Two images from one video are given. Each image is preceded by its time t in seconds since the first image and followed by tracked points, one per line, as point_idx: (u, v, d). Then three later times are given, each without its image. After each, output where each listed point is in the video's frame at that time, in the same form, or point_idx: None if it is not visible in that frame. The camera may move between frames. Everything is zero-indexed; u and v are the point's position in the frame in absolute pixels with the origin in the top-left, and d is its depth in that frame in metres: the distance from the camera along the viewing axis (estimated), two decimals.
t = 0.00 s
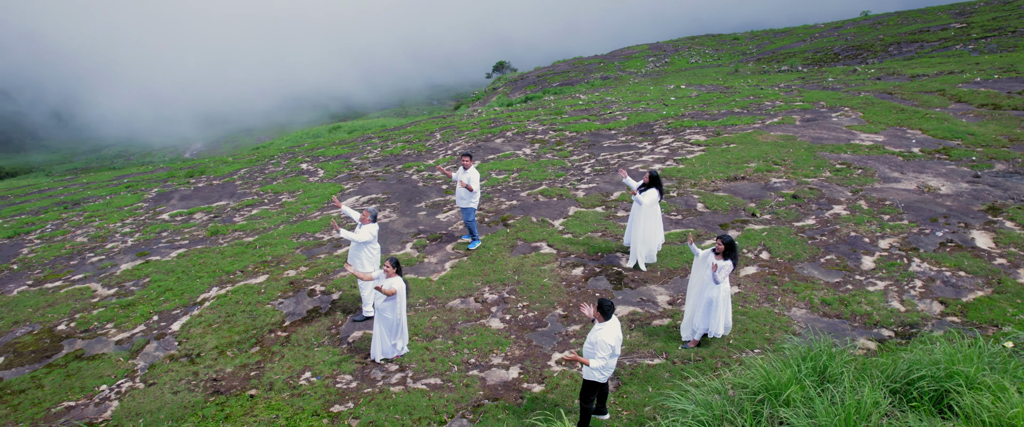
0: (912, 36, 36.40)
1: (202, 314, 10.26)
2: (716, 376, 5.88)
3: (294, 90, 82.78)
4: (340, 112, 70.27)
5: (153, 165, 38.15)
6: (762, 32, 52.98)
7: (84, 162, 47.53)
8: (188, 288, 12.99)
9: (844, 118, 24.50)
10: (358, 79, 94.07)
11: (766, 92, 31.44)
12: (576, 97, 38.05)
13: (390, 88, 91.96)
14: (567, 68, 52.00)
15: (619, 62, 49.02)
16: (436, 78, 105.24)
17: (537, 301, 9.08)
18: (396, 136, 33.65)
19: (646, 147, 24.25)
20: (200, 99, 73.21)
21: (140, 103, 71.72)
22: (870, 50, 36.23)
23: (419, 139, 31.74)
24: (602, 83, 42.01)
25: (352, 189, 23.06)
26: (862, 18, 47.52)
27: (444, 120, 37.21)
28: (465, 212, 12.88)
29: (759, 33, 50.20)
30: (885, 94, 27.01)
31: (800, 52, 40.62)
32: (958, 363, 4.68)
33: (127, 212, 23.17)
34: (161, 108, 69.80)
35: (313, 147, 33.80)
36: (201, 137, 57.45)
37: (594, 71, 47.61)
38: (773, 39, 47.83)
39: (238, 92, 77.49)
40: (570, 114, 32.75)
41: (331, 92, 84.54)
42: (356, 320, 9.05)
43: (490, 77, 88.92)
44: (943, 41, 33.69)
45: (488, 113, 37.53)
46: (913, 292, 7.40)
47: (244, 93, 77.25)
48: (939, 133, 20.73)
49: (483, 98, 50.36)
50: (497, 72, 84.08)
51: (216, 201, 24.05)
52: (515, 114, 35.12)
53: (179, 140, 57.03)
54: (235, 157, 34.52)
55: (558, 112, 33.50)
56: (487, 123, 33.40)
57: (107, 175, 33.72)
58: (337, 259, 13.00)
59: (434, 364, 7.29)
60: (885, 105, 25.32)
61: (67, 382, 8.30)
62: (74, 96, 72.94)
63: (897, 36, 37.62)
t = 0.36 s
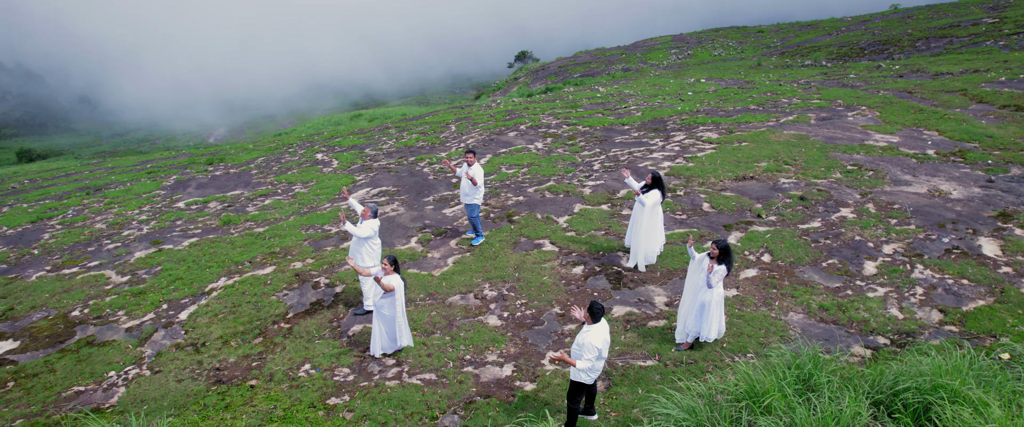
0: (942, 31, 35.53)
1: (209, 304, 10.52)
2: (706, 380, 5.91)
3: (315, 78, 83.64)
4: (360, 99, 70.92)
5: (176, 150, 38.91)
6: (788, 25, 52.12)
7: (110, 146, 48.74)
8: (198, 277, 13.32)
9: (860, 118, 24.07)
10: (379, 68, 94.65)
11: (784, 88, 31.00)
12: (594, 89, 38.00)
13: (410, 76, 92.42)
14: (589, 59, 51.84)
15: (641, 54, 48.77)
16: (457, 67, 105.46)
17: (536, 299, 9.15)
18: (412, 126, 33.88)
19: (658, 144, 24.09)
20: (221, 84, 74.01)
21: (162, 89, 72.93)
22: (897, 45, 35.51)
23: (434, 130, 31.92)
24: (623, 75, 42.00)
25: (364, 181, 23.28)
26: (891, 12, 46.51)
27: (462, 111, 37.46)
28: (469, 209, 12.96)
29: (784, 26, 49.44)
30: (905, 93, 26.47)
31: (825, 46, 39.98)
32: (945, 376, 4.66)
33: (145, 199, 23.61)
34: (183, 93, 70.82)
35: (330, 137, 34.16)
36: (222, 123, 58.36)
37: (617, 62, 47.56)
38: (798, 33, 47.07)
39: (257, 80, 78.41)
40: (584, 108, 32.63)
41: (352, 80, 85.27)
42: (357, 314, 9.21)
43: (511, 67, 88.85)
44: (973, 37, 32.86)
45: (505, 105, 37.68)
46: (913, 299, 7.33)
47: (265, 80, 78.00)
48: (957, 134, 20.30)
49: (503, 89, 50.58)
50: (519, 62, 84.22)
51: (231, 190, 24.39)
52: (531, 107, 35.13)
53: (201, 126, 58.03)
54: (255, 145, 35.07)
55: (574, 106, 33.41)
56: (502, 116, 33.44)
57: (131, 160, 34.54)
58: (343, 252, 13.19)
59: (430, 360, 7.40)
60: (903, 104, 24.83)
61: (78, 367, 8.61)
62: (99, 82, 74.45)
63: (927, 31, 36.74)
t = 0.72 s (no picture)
0: (974, 27, 34.58)
1: (216, 293, 10.76)
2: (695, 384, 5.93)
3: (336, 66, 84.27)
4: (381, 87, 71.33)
5: (200, 136, 39.69)
6: (815, 19, 51.13)
7: (136, 130, 49.92)
8: (207, 267, 13.61)
9: (877, 118, 23.62)
10: (400, 56, 94.99)
11: (803, 85, 30.51)
12: (614, 82, 37.89)
13: (430, 65, 92.60)
14: (611, 51, 51.55)
15: (665, 46, 48.38)
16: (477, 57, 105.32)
17: (534, 297, 9.21)
18: (429, 117, 34.07)
19: (670, 140, 23.91)
20: (242, 69, 74.58)
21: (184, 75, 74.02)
22: (926, 40, 34.69)
23: (449, 122, 32.04)
24: (645, 67, 41.86)
25: (376, 172, 23.47)
26: (923, 6, 45.37)
27: (481, 102, 37.62)
28: (474, 205, 13.02)
29: (812, 20, 48.55)
30: (926, 92, 25.91)
31: (852, 41, 39.24)
32: (930, 389, 4.69)
33: (162, 187, 24.05)
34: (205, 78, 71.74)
35: (349, 126, 34.50)
36: (244, 110, 59.17)
37: (639, 53, 47.33)
38: (825, 27, 46.18)
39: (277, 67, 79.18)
40: (600, 102, 32.47)
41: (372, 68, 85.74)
42: (358, 307, 9.37)
43: (533, 57, 88.52)
44: (1006, 33, 31.91)
45: (523, 96, 37.74)
46: (913, 307, 7.27)
47: (286, 65, 78.55)
48: (976, 137, 19.85)
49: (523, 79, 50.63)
50: (542, 52, 84.05)
51: (247, 179, 24.68)
52: (549, 99, 35.08)
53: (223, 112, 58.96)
54: (276, 132, 35.63)
55: (589, 99, 33.27)
56: (518, 108, 33.42)
57: (155, 145, 35.32)
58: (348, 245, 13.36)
59: (426, 356, 7.51)
60: (923, 104, 24.30)
61: (88, 353, 8.90)
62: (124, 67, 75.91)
63: (959, 26, 35.78)
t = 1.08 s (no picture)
0: (1008, 23, 33.57)
1: (222, 283, 11.00)
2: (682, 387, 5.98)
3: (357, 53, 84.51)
4: (401, 75, 71.60)
5: (222, 121, 40.31)
6: (843, 12, 50.08)
7: (161, 115, 50.90)
8: (216, 257, 13.89)
9: (894, 118, 23.18)
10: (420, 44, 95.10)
11: (822, 82, 29.99)
12: (633, 75, 37.68)
13: (450, 54, 92.57)
14: (633, 42, 51.14)
15: (688, 38, 47.90)
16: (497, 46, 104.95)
17: (532, 295, 9.27)
18: (446, 108, 34.20)
19: (681, 138, 23.73)
20: (262, 54, 74.95)
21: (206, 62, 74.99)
22: (956, 36, 33.81)
23: (464, 114, 32.10)
24: (667, 59, 41.59)
25: (388, 164, 23.65)
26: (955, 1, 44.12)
27: (499, 93, 37.68)
28: (477, 201, 13.10)
29: (839, 14, 47.58)
30: (947, 92, 25.34)
31: (879, 36, 38.43)
32: (914, 402, 4.74)
33: (179, 174, 24.41)
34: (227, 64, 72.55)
35: (367, 115, 34.76)
36: (265, 97, 59.85)
37: (662, 45, 46.92)
38: (853, 21, 45.24)
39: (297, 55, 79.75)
40: (615, 96, 32.27)
41: (393, 56, 85.88)
42: (359, 300, 9.53)
43: (556, 47, 88.03)
44: None
45: (542, 88, 37.74)
46: (911, 315, 7.20)
47: (306, 51, 78.79)
48: (995, 140, 19.40)
49: (544, 70, 50.56)
50: (564, 41, 83.63)
51: (261, 167, 25.02)
52: (566, 91, 34.96)
53: (245, 99, 59.69)
54: (296, 120, 36.07)
55: (605, 93, 33.09)
56: (533, 101, 33.34)
57: (177, 131, 36.01)
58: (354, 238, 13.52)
59: (422, 351, 7.62)
60: (943, 105, 23.78)
61: (98, 338, 9.18)
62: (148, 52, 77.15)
63: (992, 21, 34.75)
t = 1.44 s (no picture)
0: None
1: (228, 273, 11.23)
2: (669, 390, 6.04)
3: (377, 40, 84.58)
4: (420, 63, 71.71)
5: (243, 107, 40.91)
6: (871, 6, 49.07)
7: (185, 99, 51.78)
8: (224, 246, 14.16)
9: (910, 119, 22.77)
10: (440, 32, 94.97)
11: (840, 80, 29.50)
12: (652, 68, 37.43)
13: (469, 43, 92.37)
14: (656, 33, 50.68)
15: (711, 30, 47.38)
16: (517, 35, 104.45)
17: (529, 293, 9.35)
18: (462, 99, 34.30)
19: (692, 135, 23.55)
20: (283, 41, 75.48)
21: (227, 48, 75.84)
22: (987, 32, 32.88)
23: (478, 106, 32.14)
24: (688, 52, 41.27)
25: (399, 156, 23.81)
26: None
27: (517, 84, 37.70)
28: (480, 197, 13.18)
29: (867, 8, 46.55)
30: (969, 93, 24.77)
31: (908, 31, 37.59)
32: (894, 415, 4.75)
33: (196, 162, 24.76)
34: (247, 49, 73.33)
35: (384, 105, 35.01)
36: (285, 83, 60.50)
37: (685, 37, 46.46)
38: (881, 15, 44.23)
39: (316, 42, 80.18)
40: (630, 90, 32.07)
41: (412, 43, 85.83)
42: (359, 294, 9.69)
43: (577, 37, 87.41)
44: None
45: (559, 80, 37.65)
46: (908, 324, 7.15)
47: (326, 38, 79.14)
48: (1013, 144, 18.98)
49: (565, 61, 50.46)
50: (587, 31, 83.07)
51: (275, 156, 25.34)
52: (583, 84, 34.84)
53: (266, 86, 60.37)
54: (315, 108, 36.47)
55: (621, 87, 32.89)
56: (548, 93, 33.25)
57: (200, 116, 36.62)
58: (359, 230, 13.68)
59: (418, 346, 7.75)
60: (962, 106, 23.29)
61: (107, 324, 9.46)
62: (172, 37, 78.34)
63: None
